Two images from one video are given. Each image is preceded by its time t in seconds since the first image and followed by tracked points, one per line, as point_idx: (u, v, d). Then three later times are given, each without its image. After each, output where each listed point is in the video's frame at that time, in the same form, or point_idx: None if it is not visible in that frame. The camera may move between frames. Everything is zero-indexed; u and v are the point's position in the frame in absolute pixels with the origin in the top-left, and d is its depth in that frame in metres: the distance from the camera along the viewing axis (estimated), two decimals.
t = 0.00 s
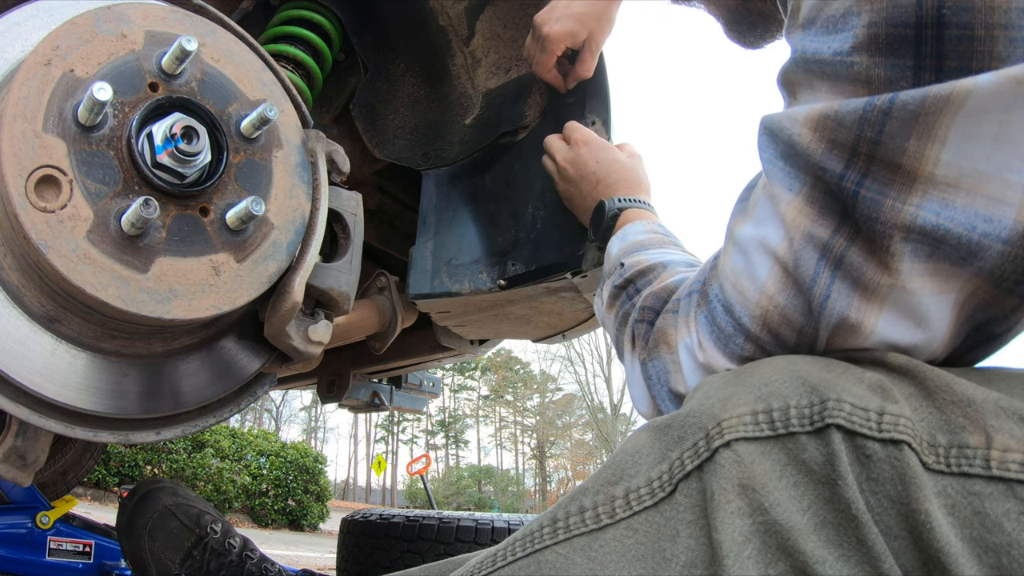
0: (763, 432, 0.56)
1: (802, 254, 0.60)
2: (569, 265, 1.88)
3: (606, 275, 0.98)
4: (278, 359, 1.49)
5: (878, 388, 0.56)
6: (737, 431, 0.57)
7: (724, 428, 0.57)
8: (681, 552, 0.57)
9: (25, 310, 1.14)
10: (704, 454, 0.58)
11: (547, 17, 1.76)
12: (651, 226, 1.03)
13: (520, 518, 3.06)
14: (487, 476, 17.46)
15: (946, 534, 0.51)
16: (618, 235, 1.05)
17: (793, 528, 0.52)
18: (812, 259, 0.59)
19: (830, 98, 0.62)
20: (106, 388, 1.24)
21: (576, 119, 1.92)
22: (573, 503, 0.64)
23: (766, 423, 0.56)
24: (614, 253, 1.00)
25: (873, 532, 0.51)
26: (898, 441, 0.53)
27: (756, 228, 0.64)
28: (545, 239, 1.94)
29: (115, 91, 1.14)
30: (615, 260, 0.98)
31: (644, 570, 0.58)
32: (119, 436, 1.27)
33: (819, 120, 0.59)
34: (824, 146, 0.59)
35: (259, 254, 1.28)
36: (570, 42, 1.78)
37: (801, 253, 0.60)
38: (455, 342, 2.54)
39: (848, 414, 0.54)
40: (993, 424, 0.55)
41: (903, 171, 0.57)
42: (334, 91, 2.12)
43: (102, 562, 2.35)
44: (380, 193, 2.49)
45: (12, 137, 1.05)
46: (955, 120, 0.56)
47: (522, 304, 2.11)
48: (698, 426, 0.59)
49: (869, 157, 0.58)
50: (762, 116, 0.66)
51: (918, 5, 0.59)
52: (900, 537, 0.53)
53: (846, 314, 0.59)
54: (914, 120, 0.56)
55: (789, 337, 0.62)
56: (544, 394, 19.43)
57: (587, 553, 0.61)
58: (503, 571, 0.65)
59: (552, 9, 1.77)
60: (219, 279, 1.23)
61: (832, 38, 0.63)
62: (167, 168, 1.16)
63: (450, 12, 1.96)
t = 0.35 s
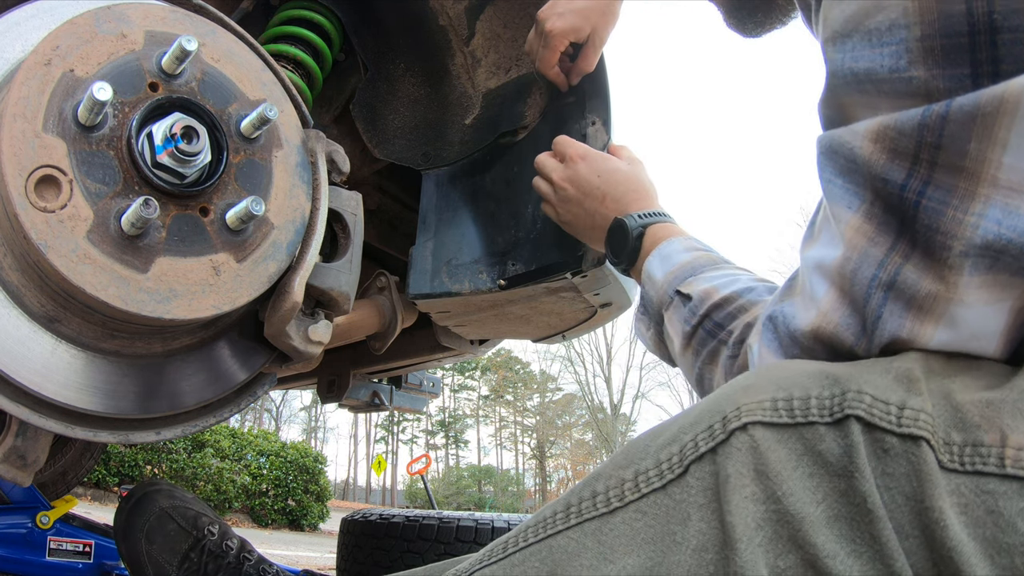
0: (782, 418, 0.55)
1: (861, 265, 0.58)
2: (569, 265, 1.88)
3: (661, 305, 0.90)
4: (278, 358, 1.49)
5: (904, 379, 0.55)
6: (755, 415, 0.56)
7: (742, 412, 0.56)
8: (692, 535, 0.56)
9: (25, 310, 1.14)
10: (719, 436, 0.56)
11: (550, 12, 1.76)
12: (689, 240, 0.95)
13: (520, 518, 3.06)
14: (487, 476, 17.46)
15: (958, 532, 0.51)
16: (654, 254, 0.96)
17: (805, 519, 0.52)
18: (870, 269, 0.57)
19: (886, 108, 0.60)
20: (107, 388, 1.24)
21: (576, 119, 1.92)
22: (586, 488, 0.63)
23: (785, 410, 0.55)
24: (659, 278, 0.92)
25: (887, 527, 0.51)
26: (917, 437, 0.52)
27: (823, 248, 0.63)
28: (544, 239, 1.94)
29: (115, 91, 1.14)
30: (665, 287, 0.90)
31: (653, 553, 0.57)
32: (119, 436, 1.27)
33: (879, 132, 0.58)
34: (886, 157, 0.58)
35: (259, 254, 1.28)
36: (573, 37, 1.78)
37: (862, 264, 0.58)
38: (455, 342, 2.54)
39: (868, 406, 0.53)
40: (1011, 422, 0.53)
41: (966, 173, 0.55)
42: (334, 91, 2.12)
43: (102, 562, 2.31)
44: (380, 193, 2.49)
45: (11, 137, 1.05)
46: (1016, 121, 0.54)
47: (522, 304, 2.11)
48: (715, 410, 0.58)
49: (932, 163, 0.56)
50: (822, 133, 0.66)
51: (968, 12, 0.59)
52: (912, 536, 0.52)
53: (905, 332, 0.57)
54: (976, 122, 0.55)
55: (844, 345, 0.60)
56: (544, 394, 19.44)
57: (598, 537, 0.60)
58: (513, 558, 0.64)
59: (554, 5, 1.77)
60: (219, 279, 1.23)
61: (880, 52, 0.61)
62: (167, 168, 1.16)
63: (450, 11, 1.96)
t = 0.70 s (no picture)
0: (799, 428, 0.53)
1: (902, 270, 0.57)
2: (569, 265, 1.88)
3: (653, 358, 0.92)
4: (278, 359, 1.48)
5: (930, 392, 0.54)
6: (770, 424, 0.55)
7: (758, 418, 0.55)
8: (699, 546, 0.55)
9: (25, 310, 1.14)
10: (730, 441, 0.55)
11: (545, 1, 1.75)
12: (660, 287, 0.99)
13: (520, 518, 3.06)
14: (487, 476, 17.46)
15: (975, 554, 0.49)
16: (628, 306, 0.99)
17: (817, 537, 0.51)
18: (912, 276, 0.56)
19: (941, 93, 0.61)
20: (106, 388, 1.24)
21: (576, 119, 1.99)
22: (593, 496, 0.63)
23: (803, 421, 0.54)
24: (643, 331, 0.94)
25: (904, 547, 0.49)
26: (938, 454, 0.51)
27: (862, 253, 0.62)
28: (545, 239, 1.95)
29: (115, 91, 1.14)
30: (654, 339, 0.92)
31: (658, 563, 0.56)
32: (119, 436, 1.27)
33: (935, 122, 0.57)
34: (938, 147, 0.56)
35: (259, 254, 1.28)
36: (567, 27, 1.76)
37: (902, 269, 0.57)
38: (455, 342, 2.54)
39: (890, 419, 0.52)
40: None
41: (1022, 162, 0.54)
42: (334, 91, 2.12)
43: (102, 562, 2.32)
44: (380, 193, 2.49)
45: (11, 137, 1.05)
46: None
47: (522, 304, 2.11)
48: (728, 415, 0.57)
49: (985, 152, 0.54)
50: (863, 132, 0.66)
51: None
52: (926, 557, 0.51)
53: (948, 327, 0.57)
54: None
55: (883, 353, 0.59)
56: (544, 394, 19.44)
57: (602, 546, 0.59)
58: (518, 565, 0.63)
59: None
60: (219, 279, 1.23)
61: (936, 35, 0.61)
62: (167, 168, 1.16)
63: (450, 12, 1.97)
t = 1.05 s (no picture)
0: (800, 423, 0.53)
1: (899, 275, 0.57)
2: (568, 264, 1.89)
3: (663, 357, 0.93)
4: (278, 359, 1.48)
5: (929, 391, 0.54)
6: (772, 419, 0.54)
7: (759, 413, 0.54)
8: (702, 541, 0.54)
9: (25, 310, 1.14)
10: (731, 435, 0.55)
11: (554, 16, 1.77)
12: (678, 291, 1.00)
13: (520, 518, 3.06)
14: (487, 476, 17.45)
15: (972, 549, 0.49)
16: (645, 307, 1.00)
17: (818, 531, 0.51)
18: (908, 280, 0.56)
19: (931, 107, 0.60)
20: (107, 388, 1.24)
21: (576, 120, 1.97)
22: (594, 491, 0.63)
23: (804, 416, 0.54)
24: (656, 331, 0.95)
25: (904, 541, 0.49)
26: (938, 449, 0.51)
27: (858, 262, 0.61)
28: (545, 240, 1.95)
29: (115, 91, 1.14)
30: (667, 339, 0.93)
31: (660, 557, 0.56)
32: (119, 436, 1.27)
33: (926, 129, 0.58)
34: (927, 154, 0.57)
35: (259, 254, 1.28)
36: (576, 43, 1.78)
37: (899, 274, 0.57)
38: (455, 342, 2.54)
39: (890, 414, 0.52)
40: None
41: (1011, 164, 0.54)
42: (334, 91, 2.12)
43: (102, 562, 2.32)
44: (380, 193, 2.49)
45: (11, 136, 1.05)
46: None
47: (522, 304, 2.11)
48: (729, 410, 0.56)
49: (975, 155, 0.55)
50: (857, 145, 0.66)
51: (1015, 7, 0.58)
52: (926, 552, 0.51)
53: (948, 329, 0.56)
54: (1019, 113, 0.54)
55: (875, 355, 0.58)
56: (544, 394, 19.44)
57: (604, 541, 0.59)
58: (518, 562, 0.64)
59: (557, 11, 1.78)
60: (219, 279, 1.23)
61: (926, 53, 0.60)
62: (167, 168, 1.16)
63: (450, 12, 1.95)
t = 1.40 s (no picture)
0: (795, 432, 0.53)
1: (889, 277, 0.57)
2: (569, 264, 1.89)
3: (640, 354, 0.92)
4: (278, 359, 1.48)
5: (924, 395, 0.54)
6: (766, 428, 0.55)
7: (752, 424, 0.55)
8: (694, 553, 0.55)
9: (25, 310, 1.14)
10: (725, 447, 0.55)
11: (549, 29, 1.81)
12: (657, 285, 0.99)
13: (520, 518, 3.06)
14: (487, 476, 17.44)
15: (973, 554, 0.49)
16: (624, 302, 0.98)
17: (815, 540, 0.50)
18: (899, 282, 0.57)
19: (913, 119, 0.60)
20: (107, 388, 1.24)
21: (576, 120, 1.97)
22: (584, 500, 0.63)
23: (798, 424, 0.54)
24: (634, 327, 0.94)
25: (903, 548, 0.49)
26: (936, 454, 0.51)
27: (842, 267, 0.62)
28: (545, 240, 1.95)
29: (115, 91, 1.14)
30: (644, 334, 0.92)
31: (654, 568, 0.56)
32: (119, 436, 1.27)
33: (909, 134, 0.58)
34: (913, 158, 0.57)
35: (259, 254, 1.28)
36: (575, 51, 1.81)
37: (890, 275, 0.57)
38: (455, 342, 2.54)
39: (886, 420, 0.52)
40: None
41: (997, 173, 0.55)
42: (334, 91, 2.12)
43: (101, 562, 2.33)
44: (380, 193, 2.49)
45: (11, 136, 1.05)
46: None
47: (522, 304, 2.11)
48: (722, 420, 0.57)
49: (962, 164, 0.56)
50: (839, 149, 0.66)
51: (1000, 23, 0.57)
52: (926, 557, 0.51)
53: (943, 331, 0.56)
54: (1008, 126, 0.54)
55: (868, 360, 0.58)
56: (544, 394, 19.44)
57: (595, 551, 0.60)
58: (510, 570, 0.64)
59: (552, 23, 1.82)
60: (219, 279, 1.23)
61: (913, 68, 0.60)
62: (167, 168, 1.16)
63: (450, 11, 1.96)
